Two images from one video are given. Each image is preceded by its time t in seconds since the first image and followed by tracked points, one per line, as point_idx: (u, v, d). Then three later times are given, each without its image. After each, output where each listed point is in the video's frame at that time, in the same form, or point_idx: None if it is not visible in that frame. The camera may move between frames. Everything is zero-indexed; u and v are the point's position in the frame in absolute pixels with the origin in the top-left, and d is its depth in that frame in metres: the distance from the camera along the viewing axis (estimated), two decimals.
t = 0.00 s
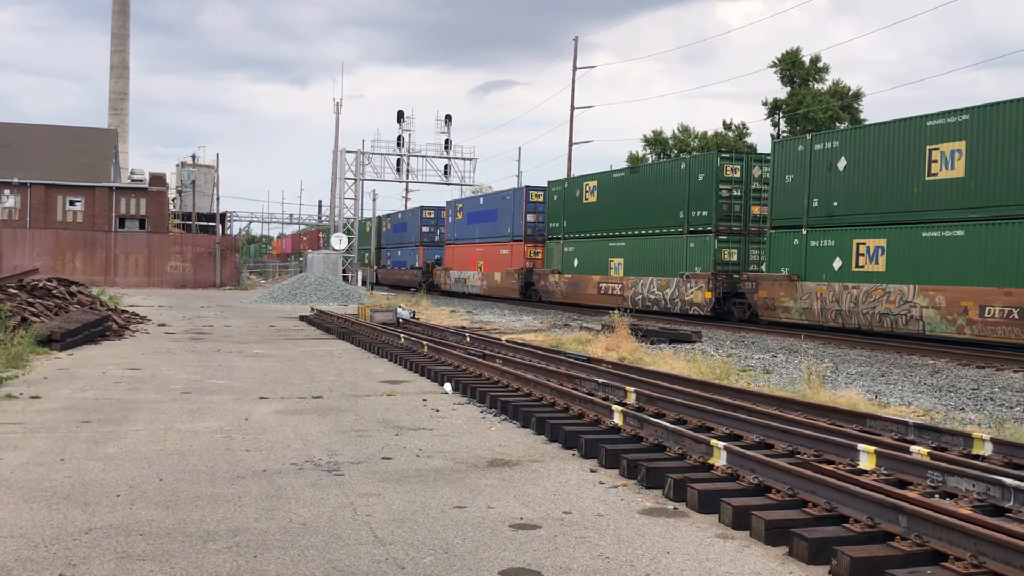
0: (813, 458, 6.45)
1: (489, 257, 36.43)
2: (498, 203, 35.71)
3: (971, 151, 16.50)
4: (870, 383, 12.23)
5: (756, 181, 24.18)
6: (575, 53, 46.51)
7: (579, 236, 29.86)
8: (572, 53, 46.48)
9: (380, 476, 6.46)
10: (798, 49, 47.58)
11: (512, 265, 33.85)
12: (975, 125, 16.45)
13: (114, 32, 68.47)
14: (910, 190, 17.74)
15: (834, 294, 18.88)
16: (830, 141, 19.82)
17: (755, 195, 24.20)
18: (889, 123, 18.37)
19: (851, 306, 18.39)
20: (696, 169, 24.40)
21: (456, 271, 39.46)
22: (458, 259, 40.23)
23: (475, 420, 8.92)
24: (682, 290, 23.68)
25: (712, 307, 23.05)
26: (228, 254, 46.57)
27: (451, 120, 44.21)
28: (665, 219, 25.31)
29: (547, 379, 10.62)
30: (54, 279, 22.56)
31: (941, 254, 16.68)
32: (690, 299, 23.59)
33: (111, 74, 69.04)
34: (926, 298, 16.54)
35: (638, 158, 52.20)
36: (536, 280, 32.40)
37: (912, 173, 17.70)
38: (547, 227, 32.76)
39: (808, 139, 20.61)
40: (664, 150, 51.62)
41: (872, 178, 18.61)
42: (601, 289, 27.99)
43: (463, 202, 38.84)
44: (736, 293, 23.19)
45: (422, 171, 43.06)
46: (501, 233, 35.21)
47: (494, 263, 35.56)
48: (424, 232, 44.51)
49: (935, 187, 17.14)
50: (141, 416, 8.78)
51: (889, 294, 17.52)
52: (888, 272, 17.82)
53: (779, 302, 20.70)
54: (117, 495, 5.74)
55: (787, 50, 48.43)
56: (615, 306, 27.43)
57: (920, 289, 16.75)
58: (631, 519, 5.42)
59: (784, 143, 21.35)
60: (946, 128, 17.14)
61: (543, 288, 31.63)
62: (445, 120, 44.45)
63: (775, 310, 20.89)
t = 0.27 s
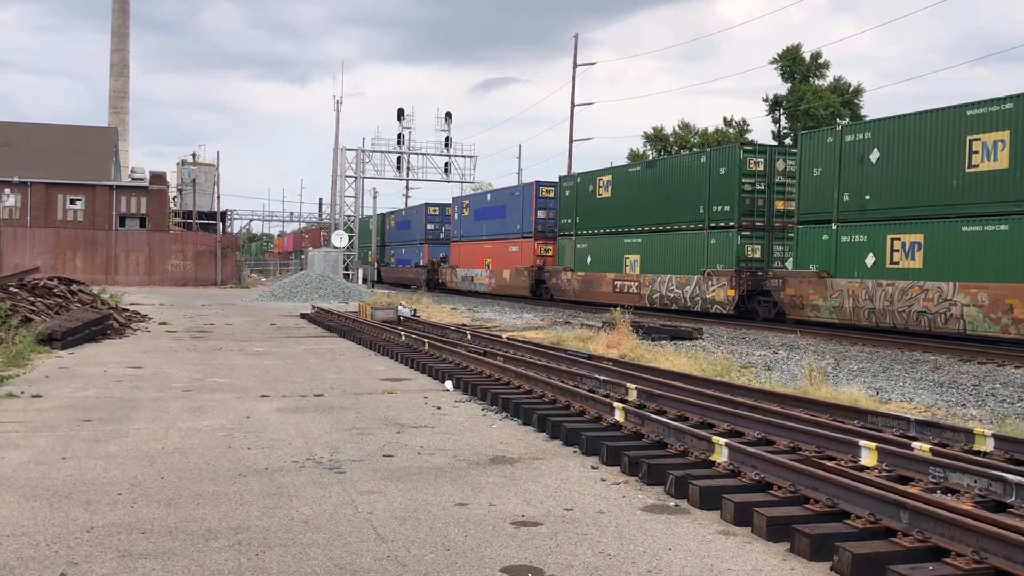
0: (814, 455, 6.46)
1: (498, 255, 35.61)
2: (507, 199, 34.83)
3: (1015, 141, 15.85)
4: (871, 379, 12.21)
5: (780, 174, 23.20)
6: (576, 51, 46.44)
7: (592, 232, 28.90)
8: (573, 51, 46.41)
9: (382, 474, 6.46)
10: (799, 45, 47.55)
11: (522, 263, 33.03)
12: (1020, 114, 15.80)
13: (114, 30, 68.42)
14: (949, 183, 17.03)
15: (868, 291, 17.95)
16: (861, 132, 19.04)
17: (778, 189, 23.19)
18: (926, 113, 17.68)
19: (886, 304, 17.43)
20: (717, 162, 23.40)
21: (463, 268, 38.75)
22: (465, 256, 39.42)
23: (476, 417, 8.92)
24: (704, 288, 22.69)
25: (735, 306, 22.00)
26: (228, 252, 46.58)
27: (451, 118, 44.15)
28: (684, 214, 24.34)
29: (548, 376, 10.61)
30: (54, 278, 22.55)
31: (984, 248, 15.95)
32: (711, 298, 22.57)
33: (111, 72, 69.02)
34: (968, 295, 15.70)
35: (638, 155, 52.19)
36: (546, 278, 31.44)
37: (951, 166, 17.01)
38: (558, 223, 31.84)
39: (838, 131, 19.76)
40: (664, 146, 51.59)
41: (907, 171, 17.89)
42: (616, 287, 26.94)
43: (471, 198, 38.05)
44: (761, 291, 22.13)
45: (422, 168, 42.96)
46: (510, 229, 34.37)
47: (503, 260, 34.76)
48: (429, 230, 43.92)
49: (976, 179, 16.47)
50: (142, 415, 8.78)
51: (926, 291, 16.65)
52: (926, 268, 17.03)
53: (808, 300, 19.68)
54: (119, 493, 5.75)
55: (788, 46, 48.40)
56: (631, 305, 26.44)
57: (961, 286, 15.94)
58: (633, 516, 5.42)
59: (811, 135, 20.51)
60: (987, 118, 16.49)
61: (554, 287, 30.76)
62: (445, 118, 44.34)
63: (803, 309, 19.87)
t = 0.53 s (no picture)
0: (815, 451, 6.46)
1: (506, 251, 34.95)
2: (516, 195, 34.09)
3: None
4: (871, 375, 12.22)
5: (804, 166, 22.32)
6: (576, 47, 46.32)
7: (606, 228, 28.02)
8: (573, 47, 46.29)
9: (382, 471, 6.46)
10: (798, 41, 47.49)
11: (531, 260, 32.40)
12: None
13: (113, 28, 68.31)
14: (991, 174, 16.12)
15: (902, 289, 17.05)
16: (895, 122, 18.04)
17: (803, 181, 22.31)
18: (964, 102, 16.77)
19: (923, 302, 16.53)
20: (739, 155, 22.51)
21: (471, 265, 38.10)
22: (471, 253, 38.78)
23: (477, 414, 8.92)
24: (726, 285, 21.92)
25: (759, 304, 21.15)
26: (228, 249, 46.70)
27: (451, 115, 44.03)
28: (704, 208, 23.55)
29: (548, 373, 10.59)
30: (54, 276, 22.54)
31: None
32: (734, 295, 21.74)
33: (110, 70, 68.91)
34: (1012, 293, 14.87)
35: (638, 151, 52.16)
36: (557, 275, 30.68)
37: (993, 156, 16.09)
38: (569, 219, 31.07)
39: (868, 121, 18.73)
40: (664, 143, 51.55)
41: (944, 163, 16.98)
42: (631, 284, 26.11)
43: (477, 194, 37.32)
44: (786, 288, 21.25)
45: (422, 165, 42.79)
46: (519, 225, 33.69)
47: (512, 257, 34.13)
48: (434, 227, 43.32)
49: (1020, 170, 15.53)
50: (143, 413, 8.78)
51: (966, 288, 15.79)
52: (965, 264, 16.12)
53: (836, 298, 18.79)
54: (120, 491, 5.75)
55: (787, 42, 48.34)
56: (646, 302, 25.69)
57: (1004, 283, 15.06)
58: (633, 513, 5.42)
59: (839, 125, 19.49)
60: None
61: (566, 284, 30.14)
62: (445, 115, 44.23)
63: (832, 307, 18.99)
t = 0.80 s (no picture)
0: (812, 448, 6.46)
1: (513, 249, 34.25)
2: (522, 191, 33.43)
3: None
4: (869, 371, 12.24)
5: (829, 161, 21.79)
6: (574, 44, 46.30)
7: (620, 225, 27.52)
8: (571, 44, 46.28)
9: (381, 469, 6.46)
10: (796, 38, 47.50)
11: (539, 258, 31.72)
12: None
13: (111, 26, 68.26)
14: None
15: (937, 287, 16.54)
16: (928, 113, 17.60)
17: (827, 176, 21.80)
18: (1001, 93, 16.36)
19: (962, 301, 15.98)
20: (760, 148, 22.09)
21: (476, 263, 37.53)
22: (476, 251, 38.11)
23: (475, 412, 8.92)
24: (747, 283, 21.45)
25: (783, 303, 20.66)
26: (226, 248, 46.08)
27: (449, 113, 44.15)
28: (723, 204, 23.07)
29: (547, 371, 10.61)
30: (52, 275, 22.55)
31: None
32: (756, 295, 21.24)
33: (107, 69, 68.81)
34: None
35: (636, 149, 52.19)
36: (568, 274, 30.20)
37: None
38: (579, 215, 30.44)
39: (899, 112, 18.24)
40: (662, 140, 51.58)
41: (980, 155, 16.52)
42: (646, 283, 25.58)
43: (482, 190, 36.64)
44: (812, 288, 20.66)
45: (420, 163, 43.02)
46: (527, 222, 32.98)
47: (518, 255, 33.46)
48: (436, 224, 42.71)
49: None
50: (141, 411, 8.79)
51: (1007, 286, 15.23)
52: (1004, 260, 15.58)
53: (866, 297, 18.28)
54: (117, 490, 5.75)
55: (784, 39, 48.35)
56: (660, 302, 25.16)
57: None
58: (632, 510, 5.43)
59: (868, 118, 19.07)
60: None
61: (575, 283, 29.49)
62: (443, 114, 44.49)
63: (860, 306, 18.45)
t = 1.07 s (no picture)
0: (810, 446, 6.47)
1: (520, 248, 33.57)
2: (530, 189, 32.80)
3: None
4: (865, 370, 12.25)
5: (854, 155, 20.87)
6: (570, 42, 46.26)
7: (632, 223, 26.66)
8: (568, 42, 46.24)
9: (378, 468, 6.46)
10: (792, 37, 47.56)
11: (547, 257, 31.06)
12: None
13: (107, 26, 68.18)
14: None
15: (975, 286, 15.82)
16: (965, 105, 16.71)
17: (852, 172, 20.87)
18: None
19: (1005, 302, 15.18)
20: (782, 143, 21.24)
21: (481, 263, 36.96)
22: (481, 250, 37.44)
23: (472, 411, 8.92)
24: (770, 283, 20.72)
25: (807, 304, 19.95)
26: (223, 248, 46.00)
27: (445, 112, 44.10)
28: (742, 201, 22.19)
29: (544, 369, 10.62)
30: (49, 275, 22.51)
31: None
32: (779, 295, 20.53)
33: (104, 68, 68.71)
34: None
35: (633, 147, 52.23)
36: (578, 274, 29.52)
37: None
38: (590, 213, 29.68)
39: (932, 104, 17.36)
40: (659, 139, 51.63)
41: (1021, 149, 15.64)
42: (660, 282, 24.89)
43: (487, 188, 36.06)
44: (838, 288, 19.89)
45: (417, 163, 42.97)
46: (535, 220, 32.30)
47: (526, 254, 32.84)
48: (438, 223, 42.16)
49: None
50: (138, 411, 8.77)
51: None
52: None
53: (897, 298, 17.56)
54: (114, 490, 5.74)
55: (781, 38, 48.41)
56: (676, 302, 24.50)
57: None
58: (629, 509, 5.43)
59: (898, 109, 18.11)
60: None
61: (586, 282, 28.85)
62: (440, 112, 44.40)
63: (891, 306, 17.74)
